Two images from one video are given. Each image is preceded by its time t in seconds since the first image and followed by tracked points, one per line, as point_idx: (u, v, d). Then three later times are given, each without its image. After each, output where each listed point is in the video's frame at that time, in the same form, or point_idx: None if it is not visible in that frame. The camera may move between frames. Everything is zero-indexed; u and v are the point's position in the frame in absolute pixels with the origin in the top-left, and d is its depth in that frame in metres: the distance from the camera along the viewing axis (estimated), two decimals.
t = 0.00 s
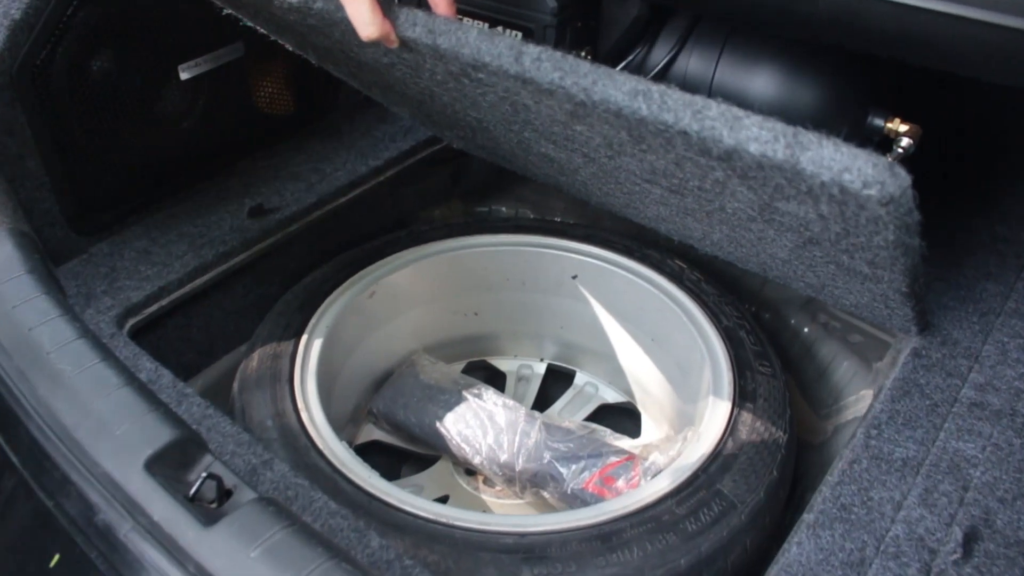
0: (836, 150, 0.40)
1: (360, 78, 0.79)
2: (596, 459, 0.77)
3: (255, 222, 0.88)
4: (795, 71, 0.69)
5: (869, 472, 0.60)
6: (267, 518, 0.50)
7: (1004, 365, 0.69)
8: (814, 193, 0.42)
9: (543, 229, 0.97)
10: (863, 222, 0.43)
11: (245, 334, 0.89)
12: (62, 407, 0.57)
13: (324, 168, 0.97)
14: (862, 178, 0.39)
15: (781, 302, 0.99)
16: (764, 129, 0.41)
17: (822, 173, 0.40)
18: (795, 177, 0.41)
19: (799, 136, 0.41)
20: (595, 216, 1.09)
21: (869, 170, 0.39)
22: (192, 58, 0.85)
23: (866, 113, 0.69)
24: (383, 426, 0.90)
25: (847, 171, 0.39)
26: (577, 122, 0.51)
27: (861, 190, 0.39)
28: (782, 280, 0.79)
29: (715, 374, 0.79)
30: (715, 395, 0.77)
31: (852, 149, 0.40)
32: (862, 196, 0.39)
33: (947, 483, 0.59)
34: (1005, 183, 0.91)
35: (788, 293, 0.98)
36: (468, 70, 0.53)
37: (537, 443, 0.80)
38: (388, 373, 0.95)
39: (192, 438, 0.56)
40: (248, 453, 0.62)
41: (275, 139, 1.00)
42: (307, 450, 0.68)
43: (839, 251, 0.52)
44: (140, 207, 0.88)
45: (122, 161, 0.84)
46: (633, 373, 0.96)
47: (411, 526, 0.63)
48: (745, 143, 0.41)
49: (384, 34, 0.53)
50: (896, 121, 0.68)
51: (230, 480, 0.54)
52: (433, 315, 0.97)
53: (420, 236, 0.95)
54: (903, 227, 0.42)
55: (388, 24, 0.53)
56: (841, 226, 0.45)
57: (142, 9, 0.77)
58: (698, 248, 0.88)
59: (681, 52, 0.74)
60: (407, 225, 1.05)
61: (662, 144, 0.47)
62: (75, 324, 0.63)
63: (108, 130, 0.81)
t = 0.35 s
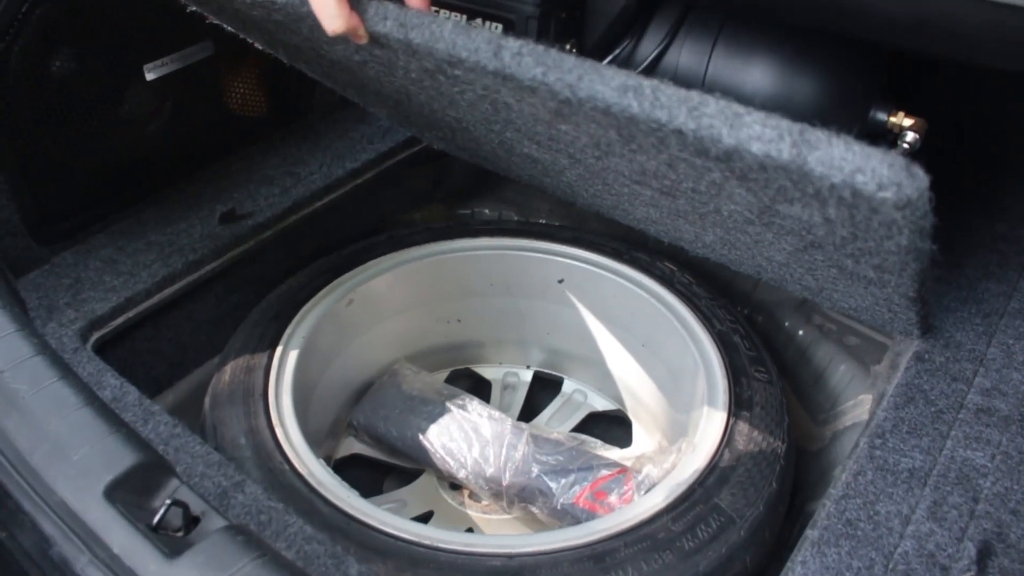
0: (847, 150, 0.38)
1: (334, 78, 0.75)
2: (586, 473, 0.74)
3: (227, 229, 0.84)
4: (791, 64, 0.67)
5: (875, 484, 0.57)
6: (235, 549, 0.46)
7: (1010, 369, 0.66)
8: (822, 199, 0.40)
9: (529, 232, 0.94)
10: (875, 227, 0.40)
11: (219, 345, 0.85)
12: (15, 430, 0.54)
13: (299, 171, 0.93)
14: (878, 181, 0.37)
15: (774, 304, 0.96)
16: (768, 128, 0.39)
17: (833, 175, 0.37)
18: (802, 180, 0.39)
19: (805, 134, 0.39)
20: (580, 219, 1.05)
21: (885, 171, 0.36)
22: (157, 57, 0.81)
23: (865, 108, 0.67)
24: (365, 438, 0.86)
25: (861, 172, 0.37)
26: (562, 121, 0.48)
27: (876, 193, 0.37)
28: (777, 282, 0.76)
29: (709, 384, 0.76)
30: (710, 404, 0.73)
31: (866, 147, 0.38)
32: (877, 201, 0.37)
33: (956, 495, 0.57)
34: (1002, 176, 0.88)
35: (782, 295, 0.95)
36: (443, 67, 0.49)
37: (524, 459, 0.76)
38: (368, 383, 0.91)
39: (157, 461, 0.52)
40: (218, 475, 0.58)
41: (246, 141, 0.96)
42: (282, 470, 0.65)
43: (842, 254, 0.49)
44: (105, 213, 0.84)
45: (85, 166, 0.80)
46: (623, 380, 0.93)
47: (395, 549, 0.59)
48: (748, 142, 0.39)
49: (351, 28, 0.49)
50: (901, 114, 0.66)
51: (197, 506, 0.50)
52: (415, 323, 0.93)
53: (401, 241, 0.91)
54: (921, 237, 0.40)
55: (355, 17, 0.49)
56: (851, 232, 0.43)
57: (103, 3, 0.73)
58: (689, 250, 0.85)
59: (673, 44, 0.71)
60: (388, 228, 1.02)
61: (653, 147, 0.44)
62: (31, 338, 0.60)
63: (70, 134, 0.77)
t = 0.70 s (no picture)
0: (878, 152, 0.34)
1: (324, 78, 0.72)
2: (597, 465, 0.72)
3: (220, 224, 0.81)
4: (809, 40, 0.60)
5: (896, 470, 0.56)
6: (249, 551, 0.44)
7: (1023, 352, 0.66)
8: (847, 201, 0.37)
9: (528, 224, 0.93)
10: (903, 230, 0.37)
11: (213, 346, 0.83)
12: (10, 433, 0.51)
13: (291, 165, 0.91)
14: (912, 185, 0.33)
15: (774, 293, 0.95)
16: (793, 132, 0.35)
17: (864, 181, 0.34)
18: (829, 184, 0.35)
19: (834, 138, 0.35)
20: (575, 208, 1.04)
21: (918, 176, 0.33)
22: (145, 50, 0.78)
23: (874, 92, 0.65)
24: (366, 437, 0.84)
25: (893, 177, 0.33)
26: (573, 126, 0.45)
27: (909, 199, 0.33)
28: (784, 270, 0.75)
29: (720, 376, 0.74)
30: (721, 394, 0.72)
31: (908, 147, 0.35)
32: (911, 207, 0.34)
33: (978, 478, 0.56)
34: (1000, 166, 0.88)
35: (782, 284, 0.94)
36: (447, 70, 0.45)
37: (532, 453, 0.75)
38: (366, 381, 0.89)
39: (161, 462, 0.50)
40: (222, 476, 0.56)
41: (235, 138, 0.93)
42: (286, 470, 0.63)
43: (863, 251, 0.47)
44: (93, 212, 0.81)
45: (72, 162, 0.77)
46: (626, 373, 0.91)
47: (408, 548, 0.57)
48: (774, 146, 0.35)
49: (348, 31, 0.46)
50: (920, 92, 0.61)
51: (204, 508, 0.48)
52: (413, 319, 0.91)
53: (397, 235, 0.89)
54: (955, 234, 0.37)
55: (353, 20, 0.45)
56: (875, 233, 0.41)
57: None
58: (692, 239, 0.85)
59: (684, 23, 0.63)
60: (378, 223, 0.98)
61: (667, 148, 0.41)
62: (21, 337, 0.57)
63: (55, 129, 0.74)
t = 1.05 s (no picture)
0: (907, 102, 0.36)
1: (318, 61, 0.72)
2: (606, 436, 0.73)
3: (214, 212, 0.81)
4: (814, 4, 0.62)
5: (905, 425, 0.58)
6: (283, 523, 0.44)
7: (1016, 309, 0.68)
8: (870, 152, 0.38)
9: (521, 205, 0.93)
10: (926, 177, 0.38)
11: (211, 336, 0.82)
12: (23, 419, 0.50)
13: (282, 153, 0.90)
14: (941, 130, 0.36)
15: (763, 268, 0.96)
16: (824, 85, 0.37)
17: (896, 128, 0.36)
18: (856, 134, 0.37)
19: (864, 89, 0.37)
20: (565, 190, 1.05)
21: (948, 122, 0.35)
22: (133, 37, 0.77)
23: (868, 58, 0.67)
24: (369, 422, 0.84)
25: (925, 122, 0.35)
26: (593, 91, 0.45)
27: (940, 143, 0.35)
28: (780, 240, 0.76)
29: (722, 345, 0.76)
30: (724, 363, 0.74)
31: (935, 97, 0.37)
32: (940, 151, 0.36)
33: (984, 428, 0.57)
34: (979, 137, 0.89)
35: (771, 258, 0.96)
36: (467, 39, 0.45)
37: (539, 427, 0.76)
38: (365, 367, 0.89)
39: (182, 441, 0.49)
40: (239, 456, 0.55)
41: (224, 127, 0.92)
42: (299, 450, 0.62)
43: (875, 207, 0.48)
44: (84, 203, 0.80)
45: (62, 152, 0.76)
46: (623, 350, 0.92)
47: (428, 522, 0.57)
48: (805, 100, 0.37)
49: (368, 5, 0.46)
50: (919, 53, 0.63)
51: (230, 486, 0.48)
52: (410, 303, 0.91)
53: (392, 220, 0.89)
54: (968, 177, 0.38)
55: None
56: (892, 185, 0.41)
57: None
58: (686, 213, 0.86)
59: None
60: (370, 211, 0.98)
61: (687, 109, 0.41)
62: (26, 324, 0.56)
63: (44, 118, 0.73)
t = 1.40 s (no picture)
0: (903, 64, 0.41)
1: (304, 53, 0.72)
2: (602, 411, 0.76)
3: (202, 209, 0.80)
4: None
5: (891, 381, 0.61)
6: (314, 498, 0.45)
7: (984, 270, 0.72)
8: (867, 116, 0.42)
9: (502, 192, 0.94)
10: (918, 136, 0.42)
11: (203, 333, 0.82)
12: (40, 415, 0.50)
13: (263, 149, 0.90)
14: (935, 88, 0.40)
15: (737, 246, 0.99)
16: (825, 50, 0.41)
17: (895, 87, 0.40)
18: (855, 95, 0.41)
19: (862, 53, 0.41)
20: (539, 177, 1.06)
21: (941, 81, 0.40)
22: (112, 37, 0.77)
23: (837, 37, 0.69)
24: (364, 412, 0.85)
25: (921, 81, 0.40)
26: (596, 68, 0.48)
27: (934, 99, 0.40)
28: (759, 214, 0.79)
29: (709, 319, 0.78)
30: (711, 333, 0.76)
31: (922, 62, 0.41)
32: (934, 107, 0.40)
33: (963, 380, 0.61)
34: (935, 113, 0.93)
35: (745, 235, 0.98)
36: (475, 21, 0.49)
37: (537, 404, 0.78)
38: (356, 358, 0.89)
39: (202, 427, 0.50)
40: (254, 442, 0.56)
41: (203, 125, 0.92)
42: (308, 437, 0.63)
43: (862, 167, 0.52)
44: (68, 205, 0.79)
45: (45, 154, 0.75)
46: (607, 329, 0.94)
47: (443, 498, 0.58)
48: (809, 64, 0.41)
49: None
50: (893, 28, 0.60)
51: (254, 468, 0.48)
52: (398, 292, 0.92)
53: (376, 211, 0.90)
54: (956, 133, 0.41)
55: None
56: (882, 147, 0.44)
57: None
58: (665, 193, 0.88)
59: None
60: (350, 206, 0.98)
61: (693, 79, 0.45)
62: (31, 323, 0.56)
63: (27, 119, 0.72)
